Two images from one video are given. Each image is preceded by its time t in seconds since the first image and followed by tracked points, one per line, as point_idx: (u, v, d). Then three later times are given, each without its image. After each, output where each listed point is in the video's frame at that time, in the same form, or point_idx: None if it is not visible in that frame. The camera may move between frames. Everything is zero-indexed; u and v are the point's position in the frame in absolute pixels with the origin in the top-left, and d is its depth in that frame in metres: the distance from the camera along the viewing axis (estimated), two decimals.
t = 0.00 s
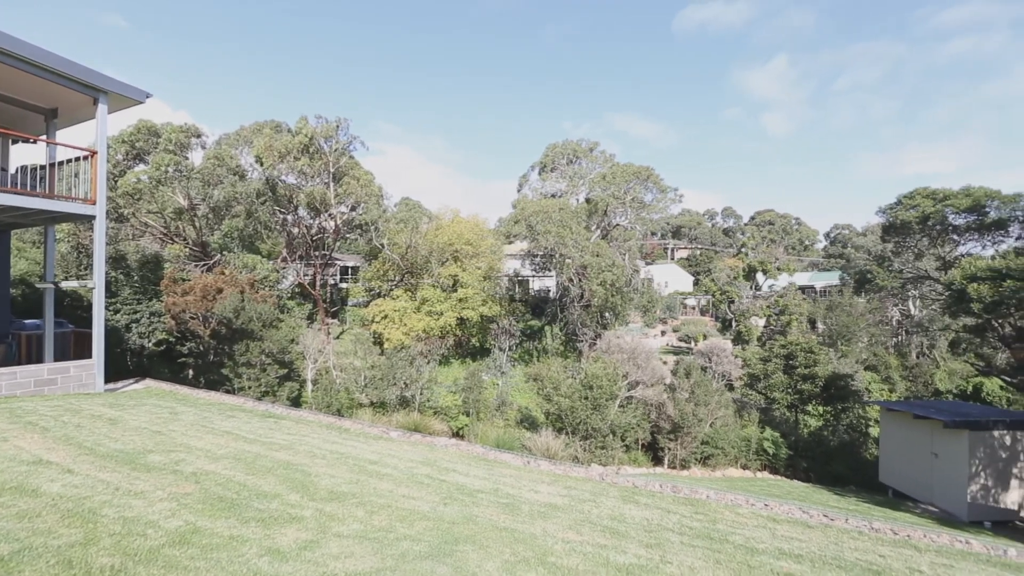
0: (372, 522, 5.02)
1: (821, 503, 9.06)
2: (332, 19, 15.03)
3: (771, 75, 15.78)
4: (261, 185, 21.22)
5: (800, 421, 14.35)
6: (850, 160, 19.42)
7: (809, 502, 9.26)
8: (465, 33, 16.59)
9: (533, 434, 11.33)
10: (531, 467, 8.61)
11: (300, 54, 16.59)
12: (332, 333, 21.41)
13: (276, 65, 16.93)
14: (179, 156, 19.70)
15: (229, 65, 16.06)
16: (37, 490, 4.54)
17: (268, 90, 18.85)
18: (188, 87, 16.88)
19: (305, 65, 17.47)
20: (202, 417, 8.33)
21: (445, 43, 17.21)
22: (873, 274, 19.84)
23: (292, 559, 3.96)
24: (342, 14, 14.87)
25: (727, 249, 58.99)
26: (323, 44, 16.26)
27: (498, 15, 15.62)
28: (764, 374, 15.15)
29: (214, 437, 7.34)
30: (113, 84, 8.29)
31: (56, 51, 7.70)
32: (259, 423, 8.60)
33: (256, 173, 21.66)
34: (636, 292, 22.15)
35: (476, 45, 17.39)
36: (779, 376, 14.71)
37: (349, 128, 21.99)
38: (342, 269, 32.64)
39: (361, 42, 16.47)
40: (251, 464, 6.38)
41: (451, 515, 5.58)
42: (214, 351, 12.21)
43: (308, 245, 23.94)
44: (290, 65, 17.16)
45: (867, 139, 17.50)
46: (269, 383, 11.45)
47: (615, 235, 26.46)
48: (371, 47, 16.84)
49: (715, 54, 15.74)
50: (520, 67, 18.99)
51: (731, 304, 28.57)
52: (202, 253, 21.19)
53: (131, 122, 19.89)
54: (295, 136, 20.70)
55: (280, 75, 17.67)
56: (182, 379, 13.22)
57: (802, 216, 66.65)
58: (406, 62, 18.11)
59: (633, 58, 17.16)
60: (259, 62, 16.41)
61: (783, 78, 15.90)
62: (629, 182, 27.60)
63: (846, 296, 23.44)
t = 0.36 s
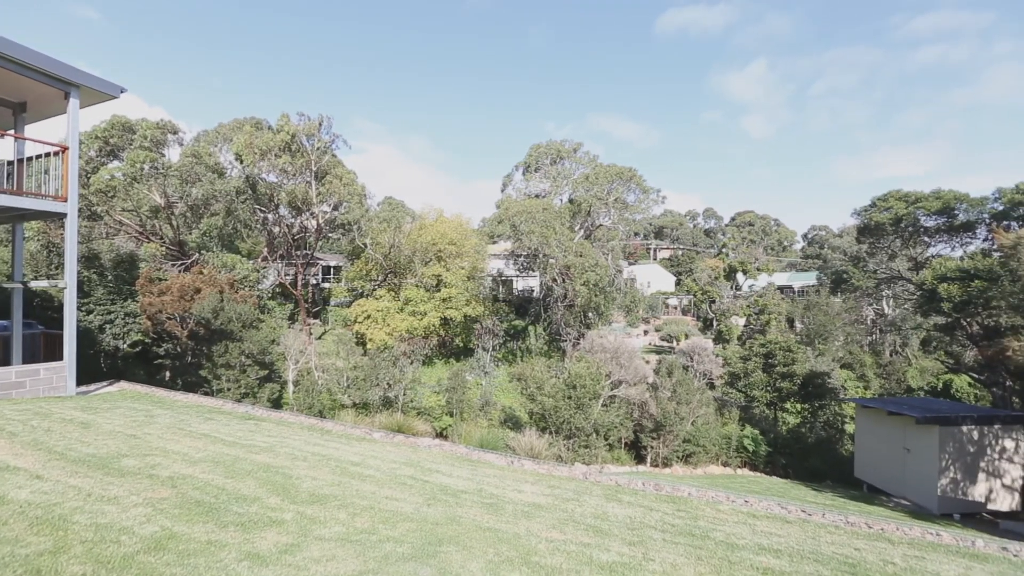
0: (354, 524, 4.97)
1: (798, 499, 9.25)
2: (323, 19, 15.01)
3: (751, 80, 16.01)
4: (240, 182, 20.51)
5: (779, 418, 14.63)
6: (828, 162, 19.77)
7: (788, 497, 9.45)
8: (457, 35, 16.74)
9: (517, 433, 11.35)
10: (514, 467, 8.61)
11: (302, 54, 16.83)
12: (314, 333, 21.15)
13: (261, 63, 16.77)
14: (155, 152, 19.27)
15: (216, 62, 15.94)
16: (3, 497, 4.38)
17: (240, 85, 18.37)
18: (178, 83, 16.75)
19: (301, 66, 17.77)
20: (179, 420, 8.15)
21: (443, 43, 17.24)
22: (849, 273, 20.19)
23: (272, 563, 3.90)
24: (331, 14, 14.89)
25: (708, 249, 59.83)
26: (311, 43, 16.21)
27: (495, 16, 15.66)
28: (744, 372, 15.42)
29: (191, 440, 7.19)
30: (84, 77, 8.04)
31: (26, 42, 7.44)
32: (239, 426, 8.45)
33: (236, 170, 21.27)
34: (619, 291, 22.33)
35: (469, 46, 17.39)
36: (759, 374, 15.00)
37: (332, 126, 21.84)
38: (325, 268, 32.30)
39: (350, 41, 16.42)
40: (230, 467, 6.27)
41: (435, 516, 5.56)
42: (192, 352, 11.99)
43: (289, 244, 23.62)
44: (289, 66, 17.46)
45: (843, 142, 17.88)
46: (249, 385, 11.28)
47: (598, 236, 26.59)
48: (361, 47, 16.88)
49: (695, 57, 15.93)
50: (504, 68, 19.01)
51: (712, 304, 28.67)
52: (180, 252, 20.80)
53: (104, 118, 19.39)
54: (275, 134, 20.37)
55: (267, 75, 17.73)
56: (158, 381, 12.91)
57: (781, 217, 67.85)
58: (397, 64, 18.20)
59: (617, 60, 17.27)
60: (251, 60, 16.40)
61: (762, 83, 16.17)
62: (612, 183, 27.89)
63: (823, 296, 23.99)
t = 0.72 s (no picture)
0: (337, 527, 4.92)
1: (777, 495, 9.44)
2: (322, 19, 14.90)
3: (732, 84, 16.26)
4: (219, 180, 20.21)
5: (760, 416, 14.88)
6: (806, 163, 20.13)
7: (768, 494, 9.62)
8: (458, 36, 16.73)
9: (501, 434, 11.34)
10: (498, 467, 8.61)
11: (303, 54, 16.80)
12: (295, 334, 20.88)
13: (256, 61, 16.61)
14: (130, 149, 18.95)
15: (216, 60, 16.02)
16: None
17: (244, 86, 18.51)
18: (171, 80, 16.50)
19: (305, 67, 17.80)
20: (156, 423, 7.98)
21: (443, 43, 17.18)
22: (826, 274, 20.66)
23: (253, 568, 3.84)
24: (331, 14, 14.78)
25: (690, 250, 60.55)
26: (311, 43, 16.12)
27: (490, 16, 15.58)
28: (725, 371, 15.67)
29: (168, 443, 7.04)
30: (52, 70, 7.76)
31: None
32: (218, 428, 8.29)
33: (215, 168, 20.95)
34: (602, 291, 22.47)
35: (470, 46, 17.36)
36: (740, 373, 15.26)
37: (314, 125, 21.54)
38: (307, 268, 31.91)
39: (350, 40, 16.31)
40: (209, 470, 6.15)
41: (419, 517, 5.53)
42: (170, 353, 11.75)
43: (270, 244, 23.30)
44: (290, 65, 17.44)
45: (821, 145, 18.22)
46: (229, 387, 11.10)
47: (582, 236, 26.70)
48: (362, 47, 16.78)
49: (678, 59, 16.08)
50: (503, 67, 18.91)
51: (694, 304, 29.03)
52: (157, 251, 20.47)
53: (76, 113, 18.91)
54: (257, 131, 20.08)
55: (267, 75, 17.82)
56: (134, 384, 12.58)
57: (762, 219, 68.93)
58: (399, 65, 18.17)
59: (601, 60, 17.37)
60: (249, 58, 16.38)
61: (743, 86, 16.35)
62: (595, 183, 28.06)
63: (801, 296, 24.52)
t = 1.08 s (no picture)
0: (322, 529, 4.87)
1: (760, 492, 9.58)
2: (322, 19, 14.71)
3: (714, 87, 16.42)
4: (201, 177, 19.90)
5: (743, 415, 15.08)
6: (787, 165, 20.41)
7: (751, 491, 9.76)
8: (461, 37, 16.60)
9: (487, 434, 11.33)
10: (485, 468, 8.61)
11: (303, 54, 16.36)
12: (279, 334, 20.64)
13: (254, 63, 16.41)
14: (108, 147, 18.52)
15: (215, 62, 15.83)
16: None
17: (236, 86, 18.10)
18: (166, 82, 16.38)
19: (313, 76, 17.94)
20: (135, 426, 7.82)
21: (443, 43, 16.98)
22: (808, 275, 21.06)
23: (235, 572, 3.78)
24: (331, 13, 14.60)
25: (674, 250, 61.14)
26: (310, 44, 15.79)
27: (488, 16, 15.45)
28: (709, 370, 15.85)
29: (147, 446, 6.90)
30: (26, 63, 7.57)
31: None
32: (200, 431, 8.16)
33: (196, 166, 20.69)
34: (588, 291, 22.58)
35: (470, 46, 17.17)
36: (724, 372, 15.43)
37: (298, 123, 21.18)
38: (291, 267, 31.51)
39: (348, 41, 16.02)
40: (190, 473, 6.04)
41: (404, 519, 5.50)
42: (149, 355, 11.52)
43: (254, 243, 23.01)
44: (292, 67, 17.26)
45: (802, 146, 18.48)
46: (211, 388, 10.94)
47: (568, 236, 26.81)
48: (362, 47, 16.46)
49: (663, 61, 16.21)
50: (503, 67, 18.69)
51: (679, 304, 29.33)
52: (136, 250, 20.17)
53: (51, 109, 18.47)
54: (240, 128, 19.60)
55: (268, 75, 17.47)
56: (112, 386, 12.30)
57: (745, 220, 69.89)
58: (402, 65, 17.87)
59: (587, 60, 17.44)
60: (247, 59, 16.08)
61: (726, 89, 16.50)
62: (580, 184, 27.99)
63: (783, 296, 24.92)
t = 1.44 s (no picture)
0: (310, 531, 4.84)
1: (747, 490, 9.68)
2: (322, 19, 14.67)
3: (701, 89, 16.54)
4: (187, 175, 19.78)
5: (730, 414, 15.23)
6: (771, 167, 20.60)
7: (738, 489, 9.86)
8: (457, 38, 16.65)
9: (477, 434, 11.32)
10: (474, 468, 8.61)
11: (304, 54, 16.24)
12: (267, 335, 20.43)
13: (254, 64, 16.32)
14: (90, 144, 17.96)
15: (199, 61, 15.58)
16: None
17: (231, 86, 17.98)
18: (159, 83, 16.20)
19: (311, 78, 17.84)
20: (118, 428, 7.71)
21: (441, 44, 16.97)
22: (794, 275, 21.40)
23: None
24: (331, 14, 14.60)
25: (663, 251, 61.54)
26: (305, 44, 15.66)
27: (481, 17, 15.45)
28: (697, 370, 15.99)
29: (131, 449, 6.79)
30: (8, 59, 7.42)
31: None
32: (185, 433, 8.05)
33: (182, 164, 20.43)
34: (578, 292, 22.65)
35: (463, 47, 17.17)
36: (712, 371, 15.57)
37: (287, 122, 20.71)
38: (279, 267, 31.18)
39: (346, 40, 15.95)
40: (175, 476, 5.96)
41: (393, 520, 5.47)
42: (133, 356, 11.37)
43: (240, 242, 22.80)
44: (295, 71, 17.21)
45: (786, 148, 18.66)
46: (197, 390, 10.81)
47: (558, 236, 26.87)
48: (362, 47, 16.42)
49: (650, 61, 16.31)
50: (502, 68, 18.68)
51: (667, 304, 29.50)
52: (119, 249, 19.89)
53: (30, 105, 18.03)
54: (226, 126, 19.26)
55: (269, 75, 17.36)
56: (95, 388, 12.13)
57: (732, 220, 70.58)
58: (399, 66, 17.84)
59: (576, 60, 17.50)
60: (246, 59, 15.98)
61: (712, 91, 16.62)
62: (569, 185, 27.71)
63: (770, 296, 25.23)
